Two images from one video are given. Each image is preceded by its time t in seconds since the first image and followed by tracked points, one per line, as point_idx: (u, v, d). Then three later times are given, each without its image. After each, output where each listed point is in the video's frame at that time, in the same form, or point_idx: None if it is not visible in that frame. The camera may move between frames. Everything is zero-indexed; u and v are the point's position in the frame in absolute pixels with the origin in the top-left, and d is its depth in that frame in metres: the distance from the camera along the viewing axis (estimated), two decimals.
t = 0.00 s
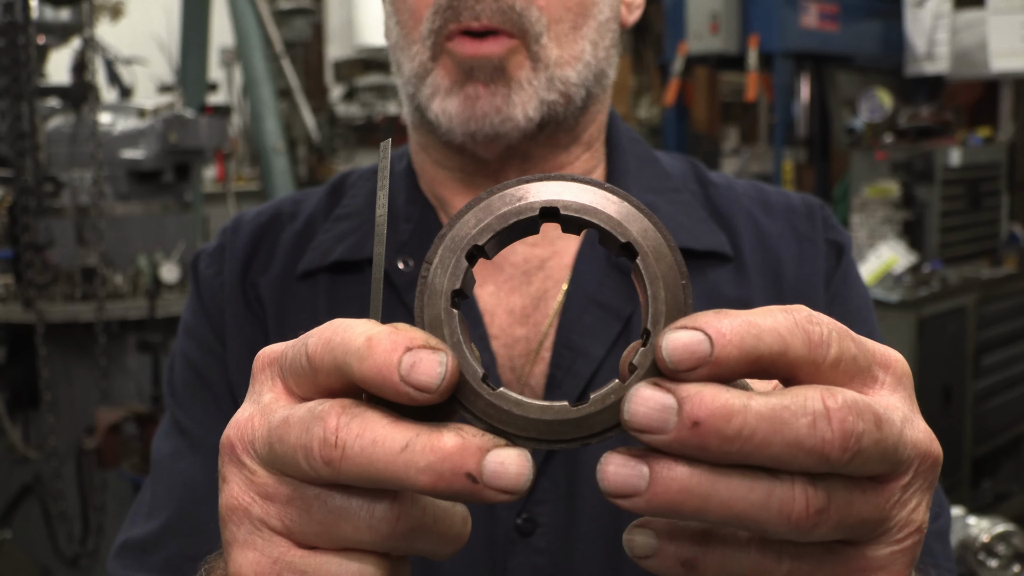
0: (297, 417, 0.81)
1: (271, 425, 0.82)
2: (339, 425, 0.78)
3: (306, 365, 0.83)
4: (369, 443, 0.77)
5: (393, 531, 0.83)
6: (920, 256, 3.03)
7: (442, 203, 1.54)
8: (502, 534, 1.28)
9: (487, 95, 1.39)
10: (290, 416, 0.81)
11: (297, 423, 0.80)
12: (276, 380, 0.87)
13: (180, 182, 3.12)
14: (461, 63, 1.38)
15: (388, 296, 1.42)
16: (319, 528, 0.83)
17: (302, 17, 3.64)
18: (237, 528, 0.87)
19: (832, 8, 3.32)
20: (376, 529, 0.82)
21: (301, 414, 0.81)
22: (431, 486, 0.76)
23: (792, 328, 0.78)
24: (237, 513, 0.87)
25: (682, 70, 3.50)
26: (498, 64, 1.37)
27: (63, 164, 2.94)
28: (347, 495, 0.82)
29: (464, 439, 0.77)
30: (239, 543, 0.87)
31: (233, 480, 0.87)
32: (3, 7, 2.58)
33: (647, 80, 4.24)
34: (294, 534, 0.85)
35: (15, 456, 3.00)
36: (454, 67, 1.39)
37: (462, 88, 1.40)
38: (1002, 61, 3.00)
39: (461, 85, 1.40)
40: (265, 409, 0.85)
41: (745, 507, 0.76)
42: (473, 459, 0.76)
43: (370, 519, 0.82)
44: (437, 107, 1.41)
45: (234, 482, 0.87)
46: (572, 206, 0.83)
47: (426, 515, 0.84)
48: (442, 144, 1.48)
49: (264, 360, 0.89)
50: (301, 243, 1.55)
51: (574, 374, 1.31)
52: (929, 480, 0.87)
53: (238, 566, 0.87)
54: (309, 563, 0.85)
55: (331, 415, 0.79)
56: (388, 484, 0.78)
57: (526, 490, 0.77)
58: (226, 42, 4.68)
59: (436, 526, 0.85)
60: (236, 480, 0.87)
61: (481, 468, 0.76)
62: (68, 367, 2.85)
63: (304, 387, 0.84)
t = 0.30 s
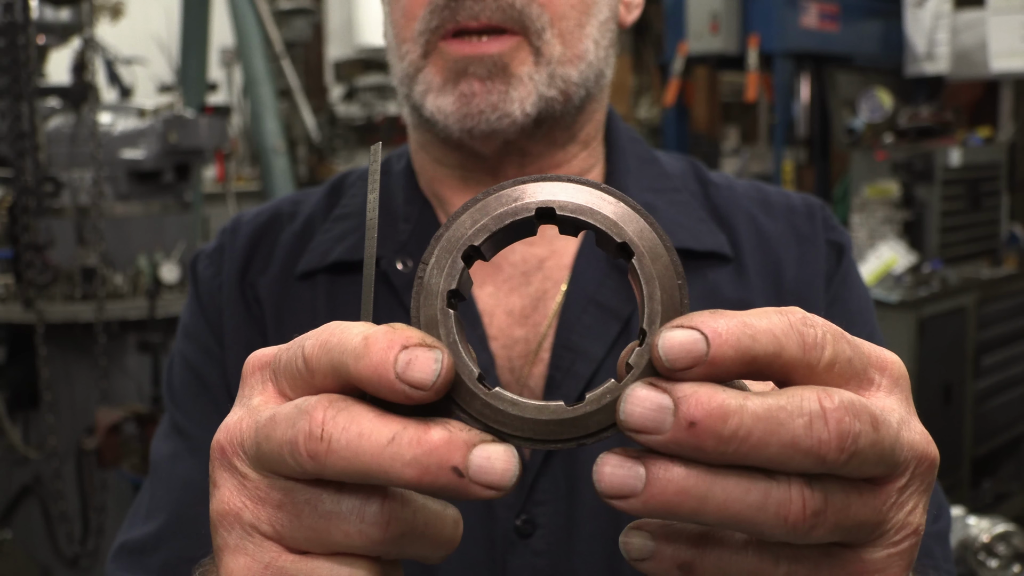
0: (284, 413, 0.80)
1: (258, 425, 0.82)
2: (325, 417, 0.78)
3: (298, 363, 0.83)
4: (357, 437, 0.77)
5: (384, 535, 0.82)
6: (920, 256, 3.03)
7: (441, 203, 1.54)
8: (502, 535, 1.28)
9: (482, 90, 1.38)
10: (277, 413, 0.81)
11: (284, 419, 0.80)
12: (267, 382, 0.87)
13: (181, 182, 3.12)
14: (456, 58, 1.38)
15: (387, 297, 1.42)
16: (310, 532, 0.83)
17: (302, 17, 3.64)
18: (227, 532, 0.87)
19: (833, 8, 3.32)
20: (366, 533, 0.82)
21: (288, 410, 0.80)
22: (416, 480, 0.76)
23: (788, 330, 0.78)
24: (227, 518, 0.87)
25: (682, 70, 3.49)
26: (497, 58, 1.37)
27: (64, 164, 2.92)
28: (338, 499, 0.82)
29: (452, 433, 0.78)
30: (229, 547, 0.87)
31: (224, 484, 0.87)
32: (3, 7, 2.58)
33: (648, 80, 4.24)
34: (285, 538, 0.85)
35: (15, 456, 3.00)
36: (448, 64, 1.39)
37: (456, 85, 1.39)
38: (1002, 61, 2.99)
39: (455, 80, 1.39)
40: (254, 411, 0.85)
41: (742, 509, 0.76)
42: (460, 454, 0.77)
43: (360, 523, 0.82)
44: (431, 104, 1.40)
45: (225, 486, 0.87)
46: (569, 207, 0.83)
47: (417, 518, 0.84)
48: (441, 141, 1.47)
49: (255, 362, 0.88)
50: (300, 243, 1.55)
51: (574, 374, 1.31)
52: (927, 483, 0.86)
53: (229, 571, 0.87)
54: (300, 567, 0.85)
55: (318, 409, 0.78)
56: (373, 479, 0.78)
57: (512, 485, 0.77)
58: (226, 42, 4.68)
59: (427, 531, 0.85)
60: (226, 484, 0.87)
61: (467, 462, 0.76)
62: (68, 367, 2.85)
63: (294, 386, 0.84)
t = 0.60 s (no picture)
0: (283, 408, 0.80)
1: (256, 421, 0.82)
2: (324, 411, 0.78)
3: (297, 360, 0.83)
4: (357, 430, 0.77)
5: (385, 531, 0.82)
6: (920, 256, 3.03)
7: (441, 203, 1.54)
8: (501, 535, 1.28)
9: (484, 90, 1.38)
10: (274, 409, 0.81)
11: (282, 414, 0.80)
12: (265, 380, 0.87)
13: (181, 182, 3.12)
14: (458, 58, 1.37)
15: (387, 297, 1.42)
16: (311, 529, 0.83)
17: (303, 17, 3.64)
18: (228, 531, 0.87)
19: (833, 8, 3.32)
20: (367, 529, 0.82)
21: (286, 405, 0.80)
22: (417, 473, 0.76)
23: (787, 323, 0.78)
24: (227, 516, 0.86)
25: (682, 69, 3.50)
26: (497, 60, 1.37)
27: (64, 164, 2.91)
28: (339, 495, 0.82)
29: (452, 426, 0.77)
30: (230, 547, 0.87)
31: (224, 483, 0.87)
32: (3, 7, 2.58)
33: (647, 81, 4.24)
34: (286, 535, 0.85)
35: (15, 456, 3.01)
36: (448, 64, 1.39)
37: (458, 85, 1.39)
38: (1002, 61, 2.99)
39: (456, 80, 1.39)
40: (251, 408, 0.85)
41: (741, 500, 0.76)
42: (460, 446, 0.76)
43: (361, 519, 0.82)
44: (434, 104, 1.41)
45: (224, 484, 0.87)
46: (567, 200, 0.83)
47: (417, 513, 0.84)
48: (440, 144, 1.47)
49: (252, 360, 0.88)
50: (300, 244, 1.56)
51: (573, 375, 1.31)
52: (927, 477, 0.86)
53: (230, 570, 0.87)
54: (301, 564, 0.85)
55: (316, 404, 0.78)
56: (374, 473, 0.78)
57: (513, 478, 0.78)
58: (226, 42, 4.67)
59: (427, 525, 0.85)
60: (226, 483, 0.87)
61: (467, 455, 0.76)
62: (68, 367, 2.85)
63: (291, 381, 0.84)
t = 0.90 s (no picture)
0: (281, 403, 0.80)
1: (255, 417, 0.82)
2: (321, 404, 0.77)
3: (296, 356, 0.83)
4: (357, 424, 0.76)
5: (387, 526, 0.82)
6: (920, 256, 3.03)
7: (441, 204, 1.54)
8: (502, 535, 1.28)
9: (485, 96, 1.38)
10: (272, 404, 0.81)
11: (281, 409, 0.79)
12: (263, 377, 0.87)
13: (180, 182, 3.12)
14: (459, 62, 1.37)
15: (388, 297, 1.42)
16: (312, 525, 0.83)
17: (303, 17, 3.64)
18: (229, 528, 0.87)
19: (833, 8, 3.32)
20: (369, 524, 0.82)
21: (284, 400, 0.80)
22: (418, 467, 0.76)
23: (785, 324, 0.77)
24: (228, 514, 0.86)
25: (682, 70, 3.49)
26: (499, 65, 1.37)
27: (64, 163, 2.91)
28: (340, 491, 0.82)
29: (453, 421, 0.78)
30: (231, 543, 0.87)
31: (224, 481, 0.87)
32: (3, 7, 2.58)
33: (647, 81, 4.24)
34: (287, 531, 0.85)
35: (15, 456, 3.00)
36: (450, 67, 1.39)
37: (460, 89, 1.39)
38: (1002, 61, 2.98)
39: (458, 85, 1.39)
40: (249, 405, 0.84)
41: (736, 497, 0.76)
42: (460, 440, 0.77)
43: (363, 514, 0.82)
44: (436, 107, 1.41)
45: (224, 481, 0.87)
46: (568, 198, 0.83)
47: (418, 508, 0.84)
48: (441, 147, 1.47)
49: (250, 355, 0.88)
50: (300, 245, 1.56)
51: (573, 375, 1.31)
52: (924, 475, 0.85)
53: (232, 568, 0.87)
54: (303, 560, 0.85)
55: (316, 397, 0.78)
56: (375, 467, 0.77)
57: (510, 473, 0.78)
58: (226, 42, 4.67)
59: (427, 519, 0.85)
60: (227, 480, 0.87)
61: (467, 449, 0.77)
62: (68, 367, 2.85)
63: (289, 376, 0.84)
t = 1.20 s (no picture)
0: (279, 396, 0.79)
1: (253, 411, 0.81)
2: (319, 396, 0.77)
3: (295, 351, 0.82)
4: (359, 418, 0.76)
5: (389, 517, 0.82)
6: (920, 256, 3.03)
7: (442, 204, 1.54)
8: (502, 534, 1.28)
9: (487, 102, 1.38)
10: (270, 397, 0.80)
11: (279, 401, 0.79)
12: (259, 373, 0.86)
13: (180, 182, 3.11)
14: (460, 69, 1.38)
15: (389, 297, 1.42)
16: (314, 516, 0.83)
17: (303, 17, 3.64)
18: (229, 521, 0.86)
19: (833, 8, 3.32)
20: (371, 515, 0.82)
21: (282, 392, 0.79)
22: (421, 459, 0.76)
23: (781, 334, 0.76)
24: (229, 508, 0.86)
25: (682, 70, 3.49)
26: (501, 70, 1.37)
27: (64, 163, 2.93)
28: (341, 483, 0.82)
29: (455, 415, 0.78)
30: (232, 536, 0.86)
31: (224, 475, 0.86)
32: (3, 7, 2.58)
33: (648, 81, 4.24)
34: (288, 523, 0.84)
35: (15, 456, 3.00)
36: (451, 72, 1.39)
37: (461, 95, 1.39)
38: (1002, 61, 2.97)
39: (459, 90, 1.39)
40: (246, 400, 0.84)
41: (712, 505, 0.77)
42: (462, 434, 0.78)
43: (365, 504, 0.82)
44: (438, 112, 1.41)
45: (224, 474, 0.86)
46: (564, 203, 0.82)
47: (419, 497, 0.84)
48: (442, 149, 1.47)
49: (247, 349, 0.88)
50: (301, 245, 1.56)
51: (574, 374, 1.31)
52: (910, 484, 0.86)
53: (233, 562, 0.86)
54: (304, 551, 0.84)
55: (316, 389, 0.77)
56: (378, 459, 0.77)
57: (505, 465, 0.79)
58: (226, 42, 4.67)
59: (426, 509, 0.85)
60: (227, 474, 0.86)
61: (468, 442, 0.78)
62: (69, 367, 2.85)
63: (287, 369, 0.83)
